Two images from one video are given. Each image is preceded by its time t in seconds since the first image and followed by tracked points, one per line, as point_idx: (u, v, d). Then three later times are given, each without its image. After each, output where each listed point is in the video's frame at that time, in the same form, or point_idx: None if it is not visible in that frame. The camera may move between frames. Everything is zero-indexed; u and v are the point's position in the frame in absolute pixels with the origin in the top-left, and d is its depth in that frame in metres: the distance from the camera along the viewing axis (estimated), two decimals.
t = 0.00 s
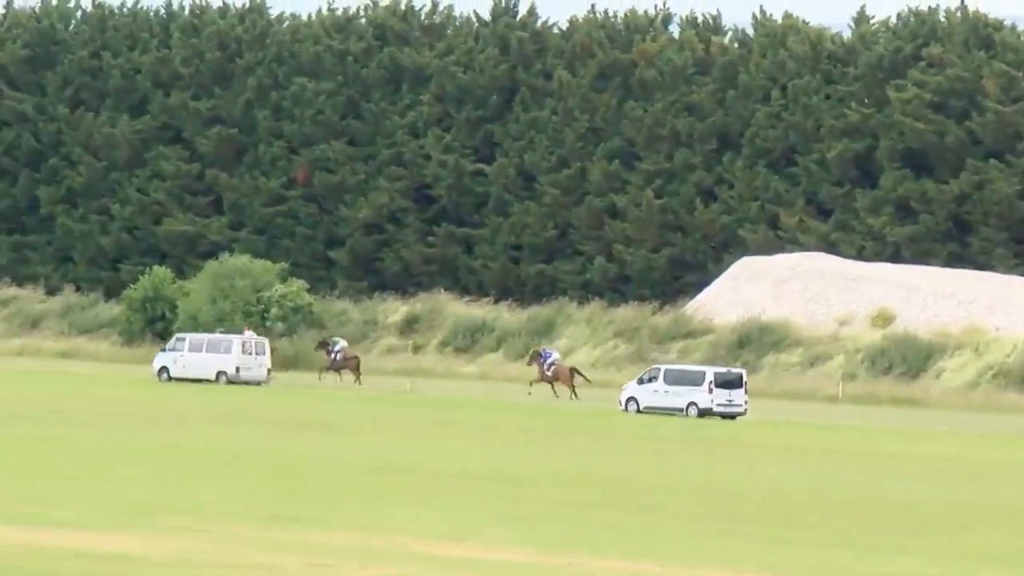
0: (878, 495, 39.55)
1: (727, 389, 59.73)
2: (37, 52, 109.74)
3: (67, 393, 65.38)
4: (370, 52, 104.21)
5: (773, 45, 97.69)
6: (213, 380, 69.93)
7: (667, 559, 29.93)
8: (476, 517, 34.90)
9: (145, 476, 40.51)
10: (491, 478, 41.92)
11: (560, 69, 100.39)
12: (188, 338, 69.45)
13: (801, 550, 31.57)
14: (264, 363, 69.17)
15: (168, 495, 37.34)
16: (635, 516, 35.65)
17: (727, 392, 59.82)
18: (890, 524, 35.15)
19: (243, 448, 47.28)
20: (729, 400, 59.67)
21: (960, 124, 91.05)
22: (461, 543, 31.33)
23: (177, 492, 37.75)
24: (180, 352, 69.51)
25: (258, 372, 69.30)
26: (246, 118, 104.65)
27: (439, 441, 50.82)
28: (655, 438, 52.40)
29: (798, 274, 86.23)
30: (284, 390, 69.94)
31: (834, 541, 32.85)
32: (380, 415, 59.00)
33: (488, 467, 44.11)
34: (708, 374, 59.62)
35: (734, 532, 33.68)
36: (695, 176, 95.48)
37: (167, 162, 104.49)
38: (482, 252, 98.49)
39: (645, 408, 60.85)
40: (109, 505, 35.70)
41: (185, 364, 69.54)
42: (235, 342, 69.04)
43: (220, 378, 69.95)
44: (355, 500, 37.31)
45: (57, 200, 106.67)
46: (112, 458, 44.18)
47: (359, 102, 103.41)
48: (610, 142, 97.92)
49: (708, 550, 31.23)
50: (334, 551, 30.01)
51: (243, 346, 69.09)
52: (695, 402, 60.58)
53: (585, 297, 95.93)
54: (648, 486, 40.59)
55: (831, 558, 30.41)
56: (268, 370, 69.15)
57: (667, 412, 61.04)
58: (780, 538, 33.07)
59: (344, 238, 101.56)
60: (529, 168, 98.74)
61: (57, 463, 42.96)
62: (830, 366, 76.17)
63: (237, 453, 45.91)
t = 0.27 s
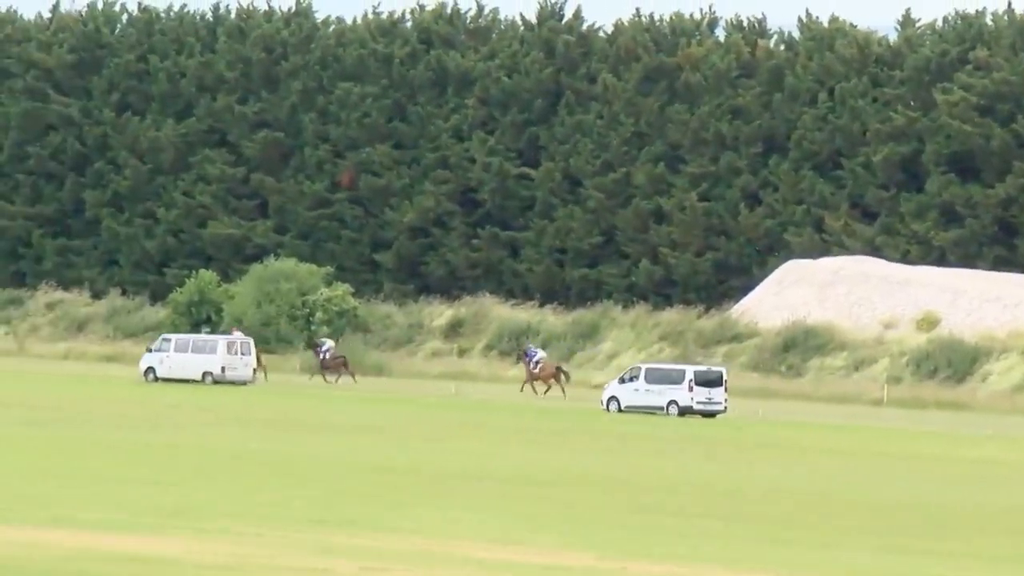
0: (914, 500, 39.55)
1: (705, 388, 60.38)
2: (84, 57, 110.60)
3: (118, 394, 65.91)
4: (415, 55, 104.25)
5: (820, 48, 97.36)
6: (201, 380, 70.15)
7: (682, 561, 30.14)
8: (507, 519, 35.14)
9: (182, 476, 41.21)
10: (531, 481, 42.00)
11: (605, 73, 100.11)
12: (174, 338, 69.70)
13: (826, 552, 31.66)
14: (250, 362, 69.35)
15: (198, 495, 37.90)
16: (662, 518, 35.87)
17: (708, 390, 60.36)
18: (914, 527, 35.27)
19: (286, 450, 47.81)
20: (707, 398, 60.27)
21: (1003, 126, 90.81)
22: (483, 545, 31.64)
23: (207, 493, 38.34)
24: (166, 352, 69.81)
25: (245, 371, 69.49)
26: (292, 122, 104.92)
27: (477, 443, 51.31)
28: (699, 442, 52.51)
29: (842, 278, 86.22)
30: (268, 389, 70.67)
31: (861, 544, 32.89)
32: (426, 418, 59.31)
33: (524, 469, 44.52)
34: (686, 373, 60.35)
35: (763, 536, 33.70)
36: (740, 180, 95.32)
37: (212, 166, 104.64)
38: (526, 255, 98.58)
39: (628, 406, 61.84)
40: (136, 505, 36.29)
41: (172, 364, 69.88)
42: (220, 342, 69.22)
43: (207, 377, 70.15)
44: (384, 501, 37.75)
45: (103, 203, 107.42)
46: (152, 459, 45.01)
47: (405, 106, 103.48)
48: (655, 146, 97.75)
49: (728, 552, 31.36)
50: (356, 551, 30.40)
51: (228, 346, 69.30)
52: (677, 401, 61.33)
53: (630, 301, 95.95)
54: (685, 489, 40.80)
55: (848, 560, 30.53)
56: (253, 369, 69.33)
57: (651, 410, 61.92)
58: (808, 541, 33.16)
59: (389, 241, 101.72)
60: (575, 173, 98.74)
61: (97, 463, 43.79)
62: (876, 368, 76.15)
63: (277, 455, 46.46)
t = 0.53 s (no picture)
0: (948, 503, 39.48)
1: (677, 386, 60.45)
2: (126, 60, 111.27)
3: (162, 396, 66.22)
4: (456, 59, 103.86)
5: (862, 50, 97.11)
6: (178, 381, 71.15)
7: (699, 561, 30.21)
8: (537, 520, 35.37)
9: (219, 477, 41.54)
10: (576, 484, 41.93)
11: (645, 75, 99.86)
12: (150, 339, 70.72)
13: (848, 554, 31.69)
14: (227, 360, 70.49)
15: (223, 495, 38.27)
16: (691, 520, 35.99)
17: (681, 389, 60.37)
18: (939, 529, 35.26)
19: (325, 451, 48.10)
20: (681, 396, 60.32)
21: None
22: (505, 546, 31.77)
23: (242, 493, 38.69)
24: (144, 353, 70.81)
25: (221, 370, 70.61)
26: (334, 125, 104.70)
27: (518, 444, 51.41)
28: (739, 443, 52.50)
29: (882, 280, 86.17)
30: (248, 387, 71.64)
31: (886, 547, 32.86)
32: (467, 419, 59.50)
33: (561, 471, 44.69)
34: (660, 372, 60.39)
35: (788, 538, 33.68)
36: (781, 183, 95.09)
37: (252, 169, 104.78)
38: (567, 256, 98.61)
39: (602, 404, 62.06)
40: (163, 504, 36.65)
41: (150, 365, 70.92)
42: (197, 340, 70.28)
43: (184, 378, 71.19)
44: (412, 502, 38.05)
45: (144, 206, 108.24)
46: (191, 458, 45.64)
47: (446, 108, 103.21)
48: (696, 148, 97.48)
49: (748, 554, 31.36)
50: (377, 551, 30.58)
51: (205, 344, 70.36)
52: (649, 399, 61.51)
53: (671, 303, 95.86)
54: (719, 491, 40.92)
55: (870, 563, 30.52)
56: (230, 367, 70.47)
57: (625, 408, 62.12)
58: (840, 543, 33.14)
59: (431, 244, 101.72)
60: (616, 175, 98.70)
61: (139, 464, 44.22)
62: (917, 372, 76.06)
63: (313, 455, 46.82)
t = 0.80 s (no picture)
0: (961, 504, 39.57)
1: (657, 385, 62.50)
2: (157, 62, 111.15)
3: (183, 398, 66.55)
4: (487, 60, 103.95)
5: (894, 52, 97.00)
6: (158, 380, 72.53)
7: (698, 562, 30.45)
8: (548, 520, 35.57)
9: (240, 477, 41.76)
10: (599, 486, 41.98)
11: (677, 77, 99.73)
12: (132, 339, 72.02)
13: (851, 554, 31.87)
14: (207, 360, 72.17)
15: (234, 494, 38.56)
16: (693, 520, 36.25)
17: (659, 388, 62.39)
18: (946, 530, 35.37)
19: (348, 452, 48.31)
20: (660, 395, 62.42)
21: None
22: (508, 546, 31.99)
23: (253, 493, 38.98)
24: (126, 354, 72.12)
25: (201, 370, 72.27)
26: (365, 127, 104.92)
27: (545, 445, 51.44)
28: (759, 445, 52.62)
29: (913, 283, 86.04)
30: (226, 385, 72.97)
31: (891, 547, 33.02)
32: (492, 421, 59.68)
33: (578, 471, 44.86)
34: (639, 371, 62.38)
35: (796, 538, 33.89)
36: (812, 184, 95.11)
37: (283, 171, 104.85)
38: (598, 258, 98.54)
39: (581, 403, 63.99)
40: (177, 504, 36.92)
41: (130, 365, 72.22)
42: (179, 342, 71.75)
43: (162, 378, 72.61)
44: (423, 501, 38.29)
45: (175, 208, 108.07)
46: (211, 457, 46.03)
47: (477, 109, 103.44)
48: (727, 151, 97.14)
49: (753, 555, 31.53)
50: (380, 551, 30.85)
51: (187, 345, 71.88)
52: (627, 399, 63.52)
53: (703, 305, 95.68)
54: (732, 492, 41.12)
55: (870, 563, 30.70)
56: (210, 367, 72.19)
57: (603, 408, 64.09)
58: (839, 543, 33.37)
59: (462, 246, 101.73)
60: (648, 176, 98.57)
61: (159, 464, 44.52)
62: (949, 374, 75.89)
63: (328, 456, 47.05)
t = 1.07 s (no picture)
0: (969, 506, 39.71)
1: (630, 386, 63.98)
2: (184, 65, 111.32)
3: (203, 399, 67.01)
4: (514, 64, 104.05)
5: (921, 55, 96.92)
6: (136, 380, 74.21)
7: (701, 561, 30.70)
8: (560, 521, 35.77)
9: (253, 478, 42.13)
10: (618, 488, 42.14)
11: (703, 80, 99.62)
12: (109, 340, 73.76)
13: (846, 554, 32.12)
14: (183, 360, 73.71)
15: (243, 494, 38.94)
16: (698, 520, 36.54)
17: (633, 388, 63.73)
18: (952, 531, 35.55)
19: (371, 454, 48.56)
20: (633, 395, 63.90)
21: None
22: (514, 545, 32.25)
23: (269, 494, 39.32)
24: (102, 354, 73.86)
25: (177, 369, 73.82)
26: (392, 130, 105.00)
27: (566, 447, 51.62)
28: (776, 447, 52.84)
29: (938, 285, 85.88)
30: (235, 387, 73.77)
31: (891, 546, 33.20)
32: (516, 423, 59.89)
33: (595, 473, 45.02)
34: (614, 371, 63.87)
35: (800, 538, 34.16)
36: (839, 186, 94.86)
37: (308, 173, 104.87)
38: (625, 260, 98.51)
39: (555, 403, 65.67)
40: (191, 503, 37.22)
41: (108, 364, 73.98)
42: (156, 343, 73.38)
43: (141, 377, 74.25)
44: (436, 501, 38.56)
45: (202, 210, 108.38)
46: (222, 458, 46.43)
47: (503, 111, 103.29)
48: (753, 155, 96.97)
49: (755, 555, 31.75)
50: (388, 550, 31.10)
51: (163, 346, 73.50)
52: (602, 398, 65.12)
53: (728, 308, 95.55)
54: (739, 493, 41.38)
55: (870, 564, 30.91)
56: (186, 367, 73.74)
57: (578, 407, 65.71)
58: (841, 543, 33.60)
59: (488, 248, 101.71)
60: (674, 179, 98.43)
61: (181, 465, 44.82)
62: (974, 376, 75.66)
63: (342, 457, 47.37)
